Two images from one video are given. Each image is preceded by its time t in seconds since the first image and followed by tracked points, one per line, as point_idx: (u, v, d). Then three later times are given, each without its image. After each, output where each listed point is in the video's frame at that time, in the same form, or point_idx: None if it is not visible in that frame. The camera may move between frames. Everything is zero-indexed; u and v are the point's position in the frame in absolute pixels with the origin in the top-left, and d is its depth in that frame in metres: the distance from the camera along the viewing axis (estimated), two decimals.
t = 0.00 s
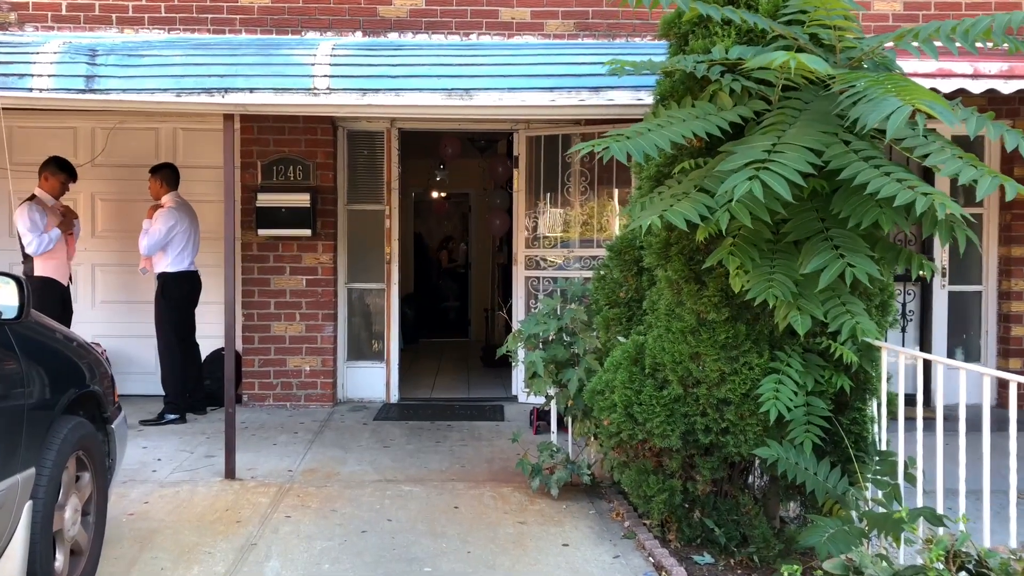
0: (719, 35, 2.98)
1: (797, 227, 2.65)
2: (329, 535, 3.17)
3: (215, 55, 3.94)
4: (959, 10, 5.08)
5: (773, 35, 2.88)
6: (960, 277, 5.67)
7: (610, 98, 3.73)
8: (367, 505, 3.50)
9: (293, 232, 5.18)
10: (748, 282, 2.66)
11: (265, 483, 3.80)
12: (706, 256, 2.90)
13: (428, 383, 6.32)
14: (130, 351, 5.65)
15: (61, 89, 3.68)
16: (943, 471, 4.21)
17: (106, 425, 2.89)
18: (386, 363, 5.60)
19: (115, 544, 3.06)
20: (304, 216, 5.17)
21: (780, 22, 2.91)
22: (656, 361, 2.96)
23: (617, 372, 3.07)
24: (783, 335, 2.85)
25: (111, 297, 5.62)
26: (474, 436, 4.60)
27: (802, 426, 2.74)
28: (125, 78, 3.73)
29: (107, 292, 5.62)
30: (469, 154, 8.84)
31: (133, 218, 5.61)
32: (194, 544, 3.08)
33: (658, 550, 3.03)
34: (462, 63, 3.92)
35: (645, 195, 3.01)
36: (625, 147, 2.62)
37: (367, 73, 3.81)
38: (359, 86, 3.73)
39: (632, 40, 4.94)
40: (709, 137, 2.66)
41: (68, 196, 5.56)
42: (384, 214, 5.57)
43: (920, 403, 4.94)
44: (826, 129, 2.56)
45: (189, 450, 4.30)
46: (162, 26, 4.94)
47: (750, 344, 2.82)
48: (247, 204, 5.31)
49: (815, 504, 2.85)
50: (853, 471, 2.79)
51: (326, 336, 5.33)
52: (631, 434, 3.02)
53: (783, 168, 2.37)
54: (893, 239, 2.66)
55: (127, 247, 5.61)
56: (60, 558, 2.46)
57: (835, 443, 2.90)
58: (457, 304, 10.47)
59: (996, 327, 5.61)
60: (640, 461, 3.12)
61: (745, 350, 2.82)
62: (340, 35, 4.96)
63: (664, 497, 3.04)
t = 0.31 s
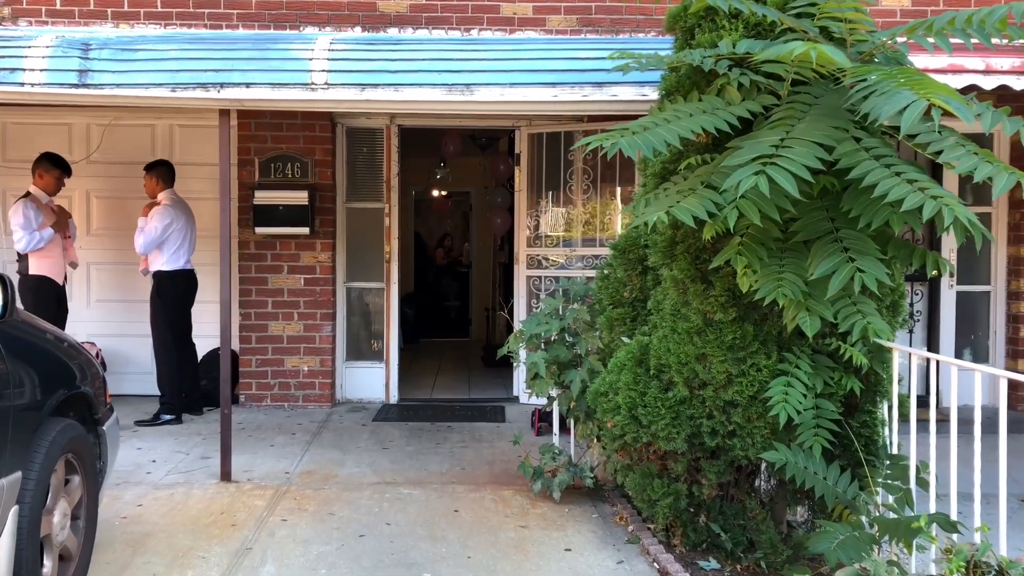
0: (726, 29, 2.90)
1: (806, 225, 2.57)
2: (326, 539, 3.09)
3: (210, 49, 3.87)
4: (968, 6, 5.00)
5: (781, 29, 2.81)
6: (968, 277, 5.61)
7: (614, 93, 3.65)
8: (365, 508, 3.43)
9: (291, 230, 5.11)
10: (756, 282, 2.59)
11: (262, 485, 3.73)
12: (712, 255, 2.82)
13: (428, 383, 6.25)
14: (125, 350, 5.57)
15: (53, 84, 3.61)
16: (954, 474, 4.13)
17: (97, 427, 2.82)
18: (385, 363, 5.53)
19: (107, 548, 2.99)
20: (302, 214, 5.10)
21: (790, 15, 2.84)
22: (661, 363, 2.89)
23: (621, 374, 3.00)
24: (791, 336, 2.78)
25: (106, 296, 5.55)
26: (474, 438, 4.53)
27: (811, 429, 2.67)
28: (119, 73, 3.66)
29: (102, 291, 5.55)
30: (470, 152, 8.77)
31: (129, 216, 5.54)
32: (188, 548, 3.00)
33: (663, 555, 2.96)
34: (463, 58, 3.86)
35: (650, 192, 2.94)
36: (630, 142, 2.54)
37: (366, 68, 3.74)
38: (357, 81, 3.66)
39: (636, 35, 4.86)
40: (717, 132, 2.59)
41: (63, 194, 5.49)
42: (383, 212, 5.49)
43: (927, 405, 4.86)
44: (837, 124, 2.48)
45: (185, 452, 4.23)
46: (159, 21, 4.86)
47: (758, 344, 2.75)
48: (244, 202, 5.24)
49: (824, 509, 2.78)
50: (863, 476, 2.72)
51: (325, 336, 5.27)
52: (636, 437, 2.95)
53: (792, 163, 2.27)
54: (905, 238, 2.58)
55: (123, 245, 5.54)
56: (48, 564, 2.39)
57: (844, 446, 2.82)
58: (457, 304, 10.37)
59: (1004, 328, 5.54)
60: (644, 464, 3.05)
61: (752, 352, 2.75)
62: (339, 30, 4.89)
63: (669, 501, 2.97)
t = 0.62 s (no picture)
0: (732, 22, 2.82)
1: (817, 224, 2.49)
2: (320, 547, 3.00)
3: (203, 43, 3.78)
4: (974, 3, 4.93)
5: (790, 21, 2.72)
6: (972, 278, 5.53)
7: (616, 89, 3.57)
8: (361, 514, 3.34)
9: (286, 229, 5.01)
10: (764, 282, 2.50)
11: (255, 490, 3.64)
12: (719, 254, 2.74)
13: (425, 385, 6.16)
14: (117, 351, 5.47)
15: (40, 77, 3.52)
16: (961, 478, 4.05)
17: (83, 432, 2.73)
18: (382, 365, 5.44)
19: (93, 557, 2.90)
20: (297, 212, 5.01)
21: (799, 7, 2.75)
22: (666, 365, 2.80)
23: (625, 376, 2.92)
24: (800, 338, 2.69)
25: (98, 296, 5.45)
26: (472, 441, 4.44)
27: (820, 434, 2.59)
28: (107, 66, 3.57)
29: (94, 290, 5.45)
30: (468, 151, 8.68)
31: (122, 214, 5.44)
32: (177, 557, 2.91)
33: (667, 564, 2.87)
34: (462, 52, 3.77)
35: (655, 189, 2.86)
36: (635, 137, 2.46)
37: (362, 63, 3.65)
38: (353, 76, 3.57)
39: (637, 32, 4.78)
40: (724, 127, 2.50)
41: (54, 192, 5.39)
42: (380, 211, 5.40)
43: (932, 408, 4.78)
44: (849, 120, 2.39)
45: (176, 455, 4.14)
46: (151, 15, 4.77)
47: (766, 347, 2.67)
48: (238, 200, 5.14)
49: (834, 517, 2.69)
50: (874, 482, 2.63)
51: (321, 337, 5.17)
52: (639, 442, 2.86)
53: (805, 161, 2.20)
54: (918, 238, 2.49)
55: (115, 244, 5.44)
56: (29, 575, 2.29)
57: (854, 452, 2.73)
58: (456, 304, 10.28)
59: (1008, 330, 5.47)
60: (648, 470, 2.96)
61: (761, 354, 2.66)
62: (335, 26, 4.80)
63: (673, 508, 2.88)
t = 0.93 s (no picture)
0: (739, 16, 2.75)
1: (827, 225, 2.41)
2: (314, 557, 2.92)
3: (196, 39, 3.68)
4: None
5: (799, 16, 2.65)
6: (973, 278, 5.47)
7: (618, 86, 3.48)
8: (356, 522, 3.25)
9: (279, 228, 4.92)
10: (773, 284, 2.43)
11: (248, 497, 3.55)
12: (725, 255, 2.66)
13: (421, 386, 6.07)
14: (107, 353, 5.36)
15: (27, 73, 3.39)
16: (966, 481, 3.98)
17: (68, 440, 2.63)
18: (377, 367, 5.35)
19: (79, 568, 2.81)
20: (291, 212, 4.91)
21: None
22: (671, 369, 2.73)
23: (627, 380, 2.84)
24: (809, 342, 2.62)
25: (88, 297, 5.34)
26: (470, 445, 4.36)
27: (830, 441, 2.52)
28: (96, 62, 3.46)
29: (84, 291, 5.34)
30: (464, 149, 8.60)
31: (112, 214, 5.34)
32: (167, 568, 2.82)
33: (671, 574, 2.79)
34: (460, 48, 3.69)
35: (659, 188, 2.78)
36: (641, 134, 2.38)
37: (358, 59, 3.57)
38: (349, 72, 3.47)
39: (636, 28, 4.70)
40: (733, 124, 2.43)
41: (43, 190, 5.28)
42: (375, 210, 5.31)
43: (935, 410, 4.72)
44: (863, 117, 2.32)
45: (167, 460, 4.04)
46: (142, 11, 4.67)
47: (774, 351, 2.59)
48: (231, 199, 5.04)
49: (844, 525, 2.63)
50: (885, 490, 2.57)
51: (315, 338, 5.08)
52: (643, 449, 2.78)
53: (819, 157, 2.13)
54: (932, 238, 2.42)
55: (105, 243, 5.33)
56: None
57: (864, 458, 2.66)
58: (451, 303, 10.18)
59: (1009, 330, 5.41)
60: (652, 476, 2.89)
61: (769, 358, 2.59)
62: (329, 22, 4.71)
63: (678, 516, 2.80)
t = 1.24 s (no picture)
0: (745, 9, 2.66)
1: (839, 224, 2.33)
2: (307, 568, 2.83)
3: (186, 33, 3.59)
4: None
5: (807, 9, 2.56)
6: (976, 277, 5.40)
7: (620, 81, 3.40)
8: (351, 530, 3.16)
9: (272, 227, 4.83)
10: (783, 285, 2.35)
11: (239, 504, 3.46)
12: (732, 255, 2.58)
13: (417, 388, 5.98)
14: (96, 355, 5.26)
15: (12, 67, 3.29)
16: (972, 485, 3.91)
17: (51, 448, 2.53)
18: (372, 369, 5.26)
19: None
20: (285, 210, 4.82)
21: None
22: (676, 373, 2.64)
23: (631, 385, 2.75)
24: (819, 344, 2.54)
25: (77, 297, 5.24)
26: (467, 449, 4.28)
27: (841, 447, 2.43)
28: (83, 57, 3.36)
29: (72, 292, 5.23)
30: (460, 147, 8.52)
31: (102, 212, 5.23)
32: None
33: None
34: (458, 43, 3.60)
35: (664, 186, 2.69)
36: (647, 132, 2.29)
37: (353, 54, 3.47)
38: (344, 67, 3.38)
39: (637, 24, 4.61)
40: (741, 121, 2.33)
41: (31, 188, 5.17)
42: (371, 209, 5.22)
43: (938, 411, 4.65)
44: (876, 112, 2.23)
45: (157, 466, 3.95)
46: (132, 6, 4.56)
47: (783, 354, 2.51)
48: (223, 198, 4.94)
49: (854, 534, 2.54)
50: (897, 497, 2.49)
51: (309, 339, 4.99)
52: (648, 455, 2.70)
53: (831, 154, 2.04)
54: (947, 238, 2.34)
55: (95, 243, 5.23)
56: None
57: (875, 464, 2.58)
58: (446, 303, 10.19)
59: (1013, 330, 5.34)
60: (656, 483, 2.81)
61: (777, 361, 2.51)
62: (324, 17, 4.61)
63: (683, 524, 2.72)
